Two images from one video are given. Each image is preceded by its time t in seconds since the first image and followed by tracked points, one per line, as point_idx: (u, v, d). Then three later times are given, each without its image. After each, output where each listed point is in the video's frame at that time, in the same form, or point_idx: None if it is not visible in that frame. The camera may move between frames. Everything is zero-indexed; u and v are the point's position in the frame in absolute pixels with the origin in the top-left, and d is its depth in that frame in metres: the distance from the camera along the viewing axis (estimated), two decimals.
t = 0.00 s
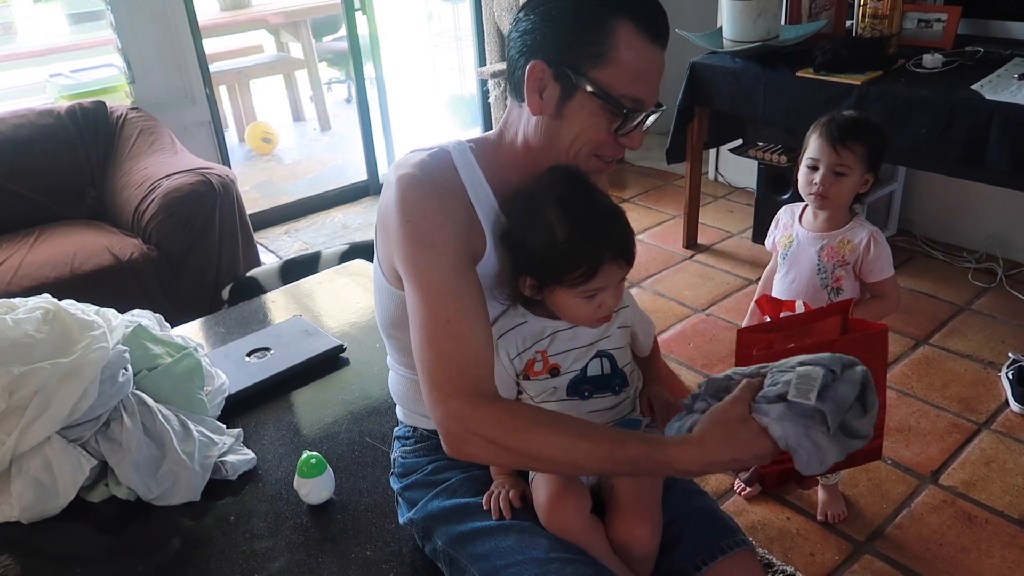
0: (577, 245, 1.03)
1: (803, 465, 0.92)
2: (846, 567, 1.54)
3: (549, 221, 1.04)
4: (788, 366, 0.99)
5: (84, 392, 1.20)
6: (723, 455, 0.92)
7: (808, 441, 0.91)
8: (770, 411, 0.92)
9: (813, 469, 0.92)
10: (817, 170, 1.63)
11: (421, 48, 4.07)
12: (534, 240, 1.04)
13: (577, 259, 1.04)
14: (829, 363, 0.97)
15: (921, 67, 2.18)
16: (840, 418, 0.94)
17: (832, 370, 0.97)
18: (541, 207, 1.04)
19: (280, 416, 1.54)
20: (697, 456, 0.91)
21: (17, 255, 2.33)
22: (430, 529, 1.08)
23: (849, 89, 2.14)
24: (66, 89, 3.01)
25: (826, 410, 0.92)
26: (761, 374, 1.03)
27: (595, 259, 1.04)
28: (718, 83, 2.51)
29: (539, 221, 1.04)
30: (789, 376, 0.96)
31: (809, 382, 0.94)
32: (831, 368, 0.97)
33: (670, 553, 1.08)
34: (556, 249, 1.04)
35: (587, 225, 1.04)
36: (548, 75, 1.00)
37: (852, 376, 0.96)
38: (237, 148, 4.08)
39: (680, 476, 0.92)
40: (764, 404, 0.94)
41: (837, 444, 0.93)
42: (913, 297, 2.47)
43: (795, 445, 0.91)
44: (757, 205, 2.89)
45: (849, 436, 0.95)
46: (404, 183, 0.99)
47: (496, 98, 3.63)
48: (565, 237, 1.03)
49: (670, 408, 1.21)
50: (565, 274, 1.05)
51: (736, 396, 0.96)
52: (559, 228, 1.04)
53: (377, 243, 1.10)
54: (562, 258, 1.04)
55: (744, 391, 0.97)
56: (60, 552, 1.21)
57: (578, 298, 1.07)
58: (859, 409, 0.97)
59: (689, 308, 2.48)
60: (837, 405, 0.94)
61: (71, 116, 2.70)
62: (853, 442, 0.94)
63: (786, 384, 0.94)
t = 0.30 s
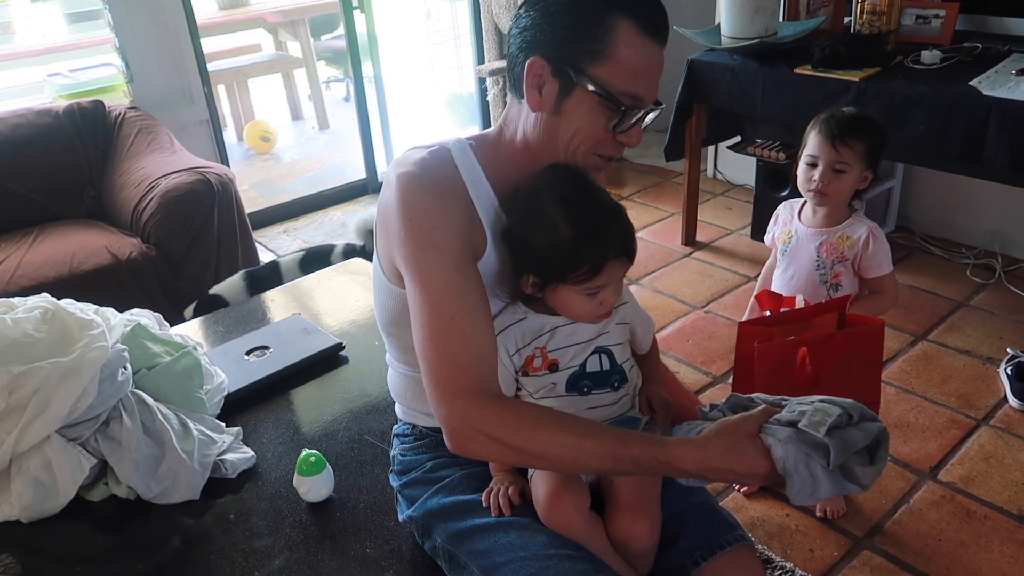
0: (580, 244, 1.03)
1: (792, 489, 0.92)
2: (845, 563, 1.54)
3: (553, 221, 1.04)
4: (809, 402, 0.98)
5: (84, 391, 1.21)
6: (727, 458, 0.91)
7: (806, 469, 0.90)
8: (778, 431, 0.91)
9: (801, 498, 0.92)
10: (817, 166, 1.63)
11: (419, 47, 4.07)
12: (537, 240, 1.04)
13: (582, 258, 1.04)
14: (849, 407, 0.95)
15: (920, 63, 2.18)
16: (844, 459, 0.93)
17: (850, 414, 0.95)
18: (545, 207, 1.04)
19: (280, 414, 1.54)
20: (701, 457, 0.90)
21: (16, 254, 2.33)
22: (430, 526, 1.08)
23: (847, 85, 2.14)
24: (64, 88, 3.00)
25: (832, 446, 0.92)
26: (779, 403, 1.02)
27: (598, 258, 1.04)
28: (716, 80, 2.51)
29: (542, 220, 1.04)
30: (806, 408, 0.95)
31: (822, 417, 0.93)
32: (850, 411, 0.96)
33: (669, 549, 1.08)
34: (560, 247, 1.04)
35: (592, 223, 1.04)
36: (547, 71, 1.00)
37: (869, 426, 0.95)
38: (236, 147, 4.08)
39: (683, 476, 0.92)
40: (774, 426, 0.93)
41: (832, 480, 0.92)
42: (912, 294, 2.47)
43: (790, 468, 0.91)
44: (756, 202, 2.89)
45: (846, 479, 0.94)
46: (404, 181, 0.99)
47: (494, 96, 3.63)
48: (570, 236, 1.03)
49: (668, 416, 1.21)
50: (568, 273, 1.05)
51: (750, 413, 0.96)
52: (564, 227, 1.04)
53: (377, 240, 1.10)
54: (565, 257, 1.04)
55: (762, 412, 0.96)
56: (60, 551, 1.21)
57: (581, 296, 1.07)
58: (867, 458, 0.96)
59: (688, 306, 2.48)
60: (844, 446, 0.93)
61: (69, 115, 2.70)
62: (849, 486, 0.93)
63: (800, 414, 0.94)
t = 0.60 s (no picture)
0: (601, 237, 1.04)
1: (781, 472, 0.88)
2: (844, 558, 1.55)
3: (572, 218, 1.04)
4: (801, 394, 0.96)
5: (84, 392, 1.21)
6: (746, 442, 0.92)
7: (792, 448, 0.88)
8: (764, 416, 0.91)
9: (791, 480, 0.88)
10: (814, 162, 1.63)
11: (416, 46, 4.07)
12: (556, 240, 1.05)
13: (603, 251, 1.04)
14: (833, 390, 0.92)
15: (916, 59, 2.19)
16: (831, 438, 0.90)
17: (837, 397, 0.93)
18: (558, 205, 1.04)
19: (280, 414, 1.54)
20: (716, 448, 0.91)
21: (15, 255, 2.33)
22: (430, 523, 1.08)
23: (844, 82, 2.15)
24: (62, 89, 3.00)
25: (817, 422, 0.89)
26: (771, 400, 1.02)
27: (618, 250, 1.05)
28: (714, 78, 2.51)
29: (557, 218, 1.04)
30: (790, 394, 0.94)
31: (804, 397, 0.91)
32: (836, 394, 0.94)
33: (668, 545, 1.08)
34: (582, 243, 1.04)
35: (605, 217, 1.05)
36: (545, 69, 1.00)
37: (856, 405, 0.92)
38: (234, 147, 4.09)
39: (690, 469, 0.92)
40: (761, 412, 0.92)
41: (822, 459, 0.88)
42: (910, 289, 2.47)
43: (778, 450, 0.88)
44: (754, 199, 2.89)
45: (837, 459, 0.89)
46: (403, 180, 0.99)
47: (492, 95, 3.63)
48: (590, 231, 1.04)
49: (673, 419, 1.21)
50: (589, 268, 1.05)
51: (742, 408, 0.95)
52: (582, 222, 1.04)
53: (375, 238, 1.10)
54: (588, 251, 1.04)
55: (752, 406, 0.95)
56: (62, 551, 1.21)
57: (597, 287, 1.08)
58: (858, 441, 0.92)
59: (686, 303, 2.49)
60: (830, 423, 0.89)
61: (67, 116, 2.70)
62: (839, 465, 0.89)
63: (785, 399, 0.93)
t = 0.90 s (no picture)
0: (600, 236, 1.04)
1: (775, 449, 0.91)
2: (845, 556, 1.55)
3: (570, 217, 1.04)
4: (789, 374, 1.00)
5: (85, 391, 1.21)
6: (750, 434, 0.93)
7: (782, 424, 0.91)
8: (754, 396, 0.94)
9: (785, 456, 0.90)
10: (814, 159, 1.63)
11: (415, 45, 4.07)
12: (555, 239, 1.05)
13: (599, 252, 1.05)
14: (820, 366, 0.97)
15: (915, 57, 2.19)
16: (820, 412, 0.93)
17: (823, 374, 0.96)
18: (557, 204, 1.05)
19: (280, 413, 1.54)
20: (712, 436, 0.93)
21: (15, 255, 2.33)
22: (432, 522, 1.09)
23: (843, 80, 2.15)
24: (61, 89, 2.99)
25: (804, 397, 0.92)
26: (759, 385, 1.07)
27: (615, 250, 1.05)
28: (712, 76, 2.51)
29: (556, 217, 1.05)
30: (776, 374, 0.97)
31: (789, 375, 0.95)
32: (822, 371, 0.97)
33: (669, 543, 1.08)
34: (579, 242, 1.04)
35: (603, 218, 1.05)
36: (551, 71, 1.00)
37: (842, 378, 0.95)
38: (233, 147, 4.09)
39: (683, 454, 0.95)
40: (751, 393, 0.96)
41: (812, 431, 0.90)
42: (909, 287, 2.48)
43: (768, 428, 0.91)
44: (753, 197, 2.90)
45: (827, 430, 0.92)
46: (402, 180, 1.00)
47: (491, 94, 3.63)
48: (588, 231, 1.04)
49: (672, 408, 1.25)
50: (586, 268, 1.05)
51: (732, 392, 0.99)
52: (581, 222, 1.04)
53: (375, 235, 1.10)
54: (586, 251, 1.04)
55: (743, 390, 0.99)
56: (64, 551, 1.21)
57: (594, 286, 1.08)
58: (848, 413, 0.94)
59: (686, 301, 2.49)
60: (817, 397, 0.92)
61: (65, 115, 2.70)
62: (830, 437, 0.91)
63: (773, 379, 0.96)
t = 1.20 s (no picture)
0: (600, 235, 1.04)
1: (767, 449, 0.92)
2: (844, 553, 1.55)
3: (570, 216, 1.05)
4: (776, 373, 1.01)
5: (85, 390, 1.21)
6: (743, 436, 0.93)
7: (774, 424, 0.92)
8: (746, 396, 0.95)
9: (777, 456, 0.92)
10: (813, 157, 1.63)
11: (414, 43, 4.07)
12: (555, 237, 1.05)
13: (599, 251, 1.05)
14: (810, 365, 0.98)
15: (914, 56, 2.19)
16: (811, 412, 0.94)
17: (813, 373, 0.98)
18: (558, 203, 1.05)
19: (280, 411, 1.54)
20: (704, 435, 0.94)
21: (14, 253, 2.33)
22: (432, 520, 1.09)
23: (842, 78, 2.15)
24: (60, 88, 2.99)
25: (796, 397, 0.93)
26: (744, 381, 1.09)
27: (616, 247, 1.06)
28: (712, 75, 2.52)
29: (557, 216, 1.05)
30: (767, 374, 0.98)
31: (780, 375, 0.96)
32: (812, 370, 0.99)
33: (669, 541, 1.09)
34: (580, 242, 1.04)
35: (603, 217, 1.05)
36: (570, 76, 1.00)
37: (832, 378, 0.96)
38: (231, 145, 4.09)
39: (683, 452, 0.95)
40: (743, 394, 0.97)
41: (803, 431, 0.92)
42: (908, 285, 2.48)
43: (761, 428, 0.92)
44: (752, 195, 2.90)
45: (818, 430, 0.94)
46: (402, 178, 1.00)
47: (490, 92, 3.63)
48: (588, 230, 1.04)
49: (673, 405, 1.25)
50: (586, 266, 1.06)
51: (723, 392, 1.00)
52: (581, 220, 1.04)
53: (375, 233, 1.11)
54: (586, 250, 1.05)
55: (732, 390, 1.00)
56: (64, 549, 1.21)
57: (595, 283, 1.08)
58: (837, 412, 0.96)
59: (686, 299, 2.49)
60: (809, 397, 0.94)
61: (64, 114, 2.69)
62: (820, 436, 0.93)
63: (764, 378, 0.97)
